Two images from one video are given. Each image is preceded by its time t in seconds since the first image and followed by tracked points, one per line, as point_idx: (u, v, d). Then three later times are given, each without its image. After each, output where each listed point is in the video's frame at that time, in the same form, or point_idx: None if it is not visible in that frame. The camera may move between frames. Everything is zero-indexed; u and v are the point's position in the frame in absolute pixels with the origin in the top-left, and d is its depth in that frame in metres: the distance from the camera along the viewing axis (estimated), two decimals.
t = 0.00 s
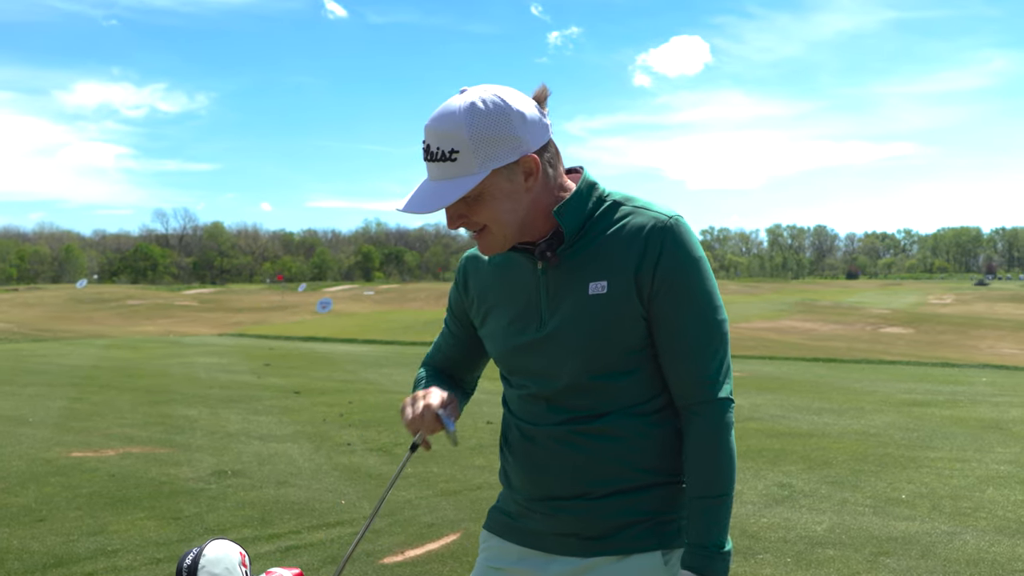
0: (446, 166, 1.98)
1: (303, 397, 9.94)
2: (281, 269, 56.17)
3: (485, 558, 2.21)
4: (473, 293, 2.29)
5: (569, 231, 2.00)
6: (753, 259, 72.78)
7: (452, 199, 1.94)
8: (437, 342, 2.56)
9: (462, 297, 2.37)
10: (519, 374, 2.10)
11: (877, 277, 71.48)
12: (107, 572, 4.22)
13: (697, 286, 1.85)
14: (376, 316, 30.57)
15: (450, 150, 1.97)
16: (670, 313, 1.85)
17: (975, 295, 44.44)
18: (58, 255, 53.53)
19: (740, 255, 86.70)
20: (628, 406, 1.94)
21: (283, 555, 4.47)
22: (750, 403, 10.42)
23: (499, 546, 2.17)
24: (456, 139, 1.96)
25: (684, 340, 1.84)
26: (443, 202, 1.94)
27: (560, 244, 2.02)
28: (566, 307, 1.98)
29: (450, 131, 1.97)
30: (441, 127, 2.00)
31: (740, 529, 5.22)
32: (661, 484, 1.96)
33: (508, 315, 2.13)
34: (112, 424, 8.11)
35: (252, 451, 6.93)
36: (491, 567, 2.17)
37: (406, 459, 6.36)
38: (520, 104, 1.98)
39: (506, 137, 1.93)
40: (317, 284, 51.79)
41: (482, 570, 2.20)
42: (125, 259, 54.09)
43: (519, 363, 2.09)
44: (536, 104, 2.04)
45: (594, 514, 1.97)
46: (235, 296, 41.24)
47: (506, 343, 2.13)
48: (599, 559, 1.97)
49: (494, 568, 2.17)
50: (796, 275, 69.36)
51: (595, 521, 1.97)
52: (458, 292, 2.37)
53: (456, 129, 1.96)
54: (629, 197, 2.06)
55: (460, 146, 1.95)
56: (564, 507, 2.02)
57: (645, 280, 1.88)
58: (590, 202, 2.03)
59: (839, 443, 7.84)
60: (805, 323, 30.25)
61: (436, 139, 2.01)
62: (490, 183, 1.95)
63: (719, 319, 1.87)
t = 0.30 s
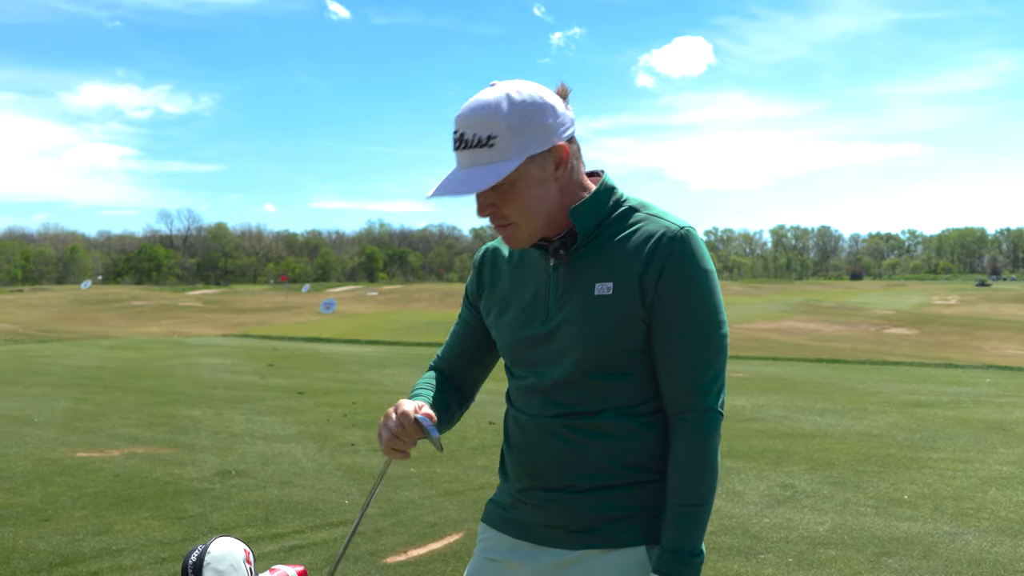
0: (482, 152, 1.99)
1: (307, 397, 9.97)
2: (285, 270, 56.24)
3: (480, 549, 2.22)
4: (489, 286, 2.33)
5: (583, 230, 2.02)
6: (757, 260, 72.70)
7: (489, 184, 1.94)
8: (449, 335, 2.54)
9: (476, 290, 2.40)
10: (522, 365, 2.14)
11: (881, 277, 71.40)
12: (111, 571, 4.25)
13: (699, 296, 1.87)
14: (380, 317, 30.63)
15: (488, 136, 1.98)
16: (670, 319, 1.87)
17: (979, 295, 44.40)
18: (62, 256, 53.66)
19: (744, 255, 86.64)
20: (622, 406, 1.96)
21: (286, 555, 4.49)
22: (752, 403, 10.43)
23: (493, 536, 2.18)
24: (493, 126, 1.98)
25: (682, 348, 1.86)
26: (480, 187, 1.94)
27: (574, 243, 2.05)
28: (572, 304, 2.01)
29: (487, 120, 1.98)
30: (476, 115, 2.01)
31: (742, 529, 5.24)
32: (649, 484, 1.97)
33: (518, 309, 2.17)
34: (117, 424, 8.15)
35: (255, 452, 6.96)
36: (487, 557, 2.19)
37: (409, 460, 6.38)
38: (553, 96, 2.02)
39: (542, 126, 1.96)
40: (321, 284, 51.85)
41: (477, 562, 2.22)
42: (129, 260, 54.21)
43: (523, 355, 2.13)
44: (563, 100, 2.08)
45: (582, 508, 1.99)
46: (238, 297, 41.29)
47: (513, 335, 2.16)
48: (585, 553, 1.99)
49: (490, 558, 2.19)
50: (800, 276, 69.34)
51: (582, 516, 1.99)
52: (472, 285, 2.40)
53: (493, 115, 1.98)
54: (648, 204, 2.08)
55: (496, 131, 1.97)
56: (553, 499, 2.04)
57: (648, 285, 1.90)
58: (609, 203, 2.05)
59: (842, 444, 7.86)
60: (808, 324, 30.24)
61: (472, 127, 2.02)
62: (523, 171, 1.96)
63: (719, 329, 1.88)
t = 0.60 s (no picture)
0: (556, 98, 2.01)
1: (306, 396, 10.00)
2: (284, 271, 56.27)
3: (464, 539, 2.22)
4: (494, 261, 2.31)
5: (600, 220, 2.07)
6: (756, 261, 72.78)
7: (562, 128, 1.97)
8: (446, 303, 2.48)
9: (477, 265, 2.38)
10: (518, 346, 2.13)
11: (881, 278, 71.51)
12: (109, 569, 4.27)
13: (703, 298, 1.92)
14: (379, 317, 30.68)
15: (565, 85, 2.02)
16: (676, 317, 1.91)
17: (978, 296, 44.45)
18: (61, 256, 53.69)
19: (743, 256, 86.77)
20: (619, 398, 1.99)
21: (285, 552, 4.52)
22: (751, 403, 10.46)
23: (478, 525, 2.19)
24: (572, 79, 2.02)
25: (685, 347, 1.90)
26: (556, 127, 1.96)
27: (587, 230, 2.09)
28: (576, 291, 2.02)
29: (568, 72, 2.03)
30: (555, 66, 2.05)
31: (738, 527, 5.26)
32: (638, 476, 2.00)
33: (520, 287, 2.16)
34: (116, 423, 8.17)
35: (254, 451, 6.97)
36: (474, 549, 2.18)
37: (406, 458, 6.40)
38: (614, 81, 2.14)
39: (611, 97, 2.05)
40: (320, 284, 51.91)
41: (463, 553, 2.20)
42: (128, 260, 54.23)
43: (522, 336, 2.12)
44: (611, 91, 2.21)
45: (569, 499, 2.01)
46: (238, 297, 41.32)
47: (512, 313, 2.16)
48: (570, 544, 2.01)
49: (476, 549, 2.18)
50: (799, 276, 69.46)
51: (569, 506, 2.01)
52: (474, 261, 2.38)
53: (575, 69, 2.03)
54: (660, 205, 2.12)
55: (577, 82, 2.01)
56: (539, 489, 2.05)
57: (657, 283, 1.93)
58: (624, 199, 2.09)
59: (839, 443, 7.89)
60: (807, 325, 30.29)
61: (549, 74, 2.04)
62: (589, 130, 2.03)
63: (718, 334, 1.94)
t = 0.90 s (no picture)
0: (597, 84, 2.00)
1: (300, 396, 10.01)
2: (280, 271, 56.25)
3: (451, 538, 2.21)
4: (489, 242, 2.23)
5: (612, 219, 2.07)
6: (752, 261, 72.94)
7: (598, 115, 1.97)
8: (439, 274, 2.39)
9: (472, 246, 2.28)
10: (514, 333, 2.09)
11: (876, 278, 71.71)
12: (103, 569, 4.28)
13: (708, 308, 1.99)
14: (376, 317, 30.70)
15: (606, 73, 2.01)
16: (681, 324, 1.96)
17: (973, 296, 44.55)
18: (56, 256, 53.63)
19: (739, 256, 87.06)
20: (616, 395, 2.02)
21: (279, 551, 4.53)
22: (745, 403, 10.49)
23: (463, 524, 2.17)
24: (613, 70, 2.02)
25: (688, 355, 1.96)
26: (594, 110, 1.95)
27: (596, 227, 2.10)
28: (582, 286, 2.01)
29: (610, 61, 2.02)
30: (599, 53, 2.04)
31: (731, 527, 5.28)
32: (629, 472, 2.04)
33: (518, 273, 2.11)
34: (110, 423, 8.17)
35: (248, 451, 6.98)
36: (458, 548, 2.17)
37: (400, 458, 6.41)
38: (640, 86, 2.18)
39: (641, 100, 2.08)
40: (316, 284, 51.92)
41: (448, 551, 2.21)
42: (124, 260, 54.15)
43: (518, 323, 2.08)
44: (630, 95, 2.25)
45: (559, 495, 2.03)
46: (233, 298, 41.28)
47: (504, 297, 2.12)
48: (559, 539, 2.03)
49: (461, 548, 2.17)
50: (795, 277, 69.64)
51: (559, 502, 2.03)
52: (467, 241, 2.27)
53: (619, 61, 2.03)
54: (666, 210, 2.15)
55: (618, 75, 2.02)
56: (527, 484, 2.05)
57: (665, 288, 1.98)
58: (634, 202, 2.10)
59: (832, 442, 7.92)
60: (803, 325, 30.36)
61: (591, 59, 2.03)
62: (617, 123, 2.04)
63: (717, 344, 2.02)
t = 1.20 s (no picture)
0: (611, 100, 1.97)
1: (294, 397, 10.01)
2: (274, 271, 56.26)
3: (446, 545, 2.17)
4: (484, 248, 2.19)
5: (609, 221, 2.07)
6: (746, 262, 73.18)
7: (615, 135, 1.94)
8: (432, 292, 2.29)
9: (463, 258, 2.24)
10: (509, 334, 2.06)
11: (869, 279, 72.03)
12: (96, 571, 4.28)
13: (699, 308, 1.98)
14: (370, 318, 30.74)
15: (620, 89, 1.98)
16: (674, 320, 1.95)
17: (966, 296, 44.77)
18: (50, 257, 53.59)
19: (732, 256, 87.37)
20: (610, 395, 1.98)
21: (271, 553, 4.54)
22: (738, 403, 10.54)
23: (460, 529, 2.14)
24: (627, 85, 1.99)
25: (682, 353, 1.93)
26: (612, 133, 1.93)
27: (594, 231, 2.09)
28: (580, 284, 2.00)
29: (623, 75, 1.98)
30: (613, 67, 1.99)
31: (723, 527, 5.30)
32: (634, 473, 2.06)
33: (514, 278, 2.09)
34: (104, 425, 8.16)
35: (242, 452, 6.99)
36: (454, 553, 2.13)
37: (394, 459, 6.43)
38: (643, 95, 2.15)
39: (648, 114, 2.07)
40: (310, 285, 51.96)
41: (444, 557, 2.16)
42: (117, 261, 54.10)
43: (514, 323, 2.05)
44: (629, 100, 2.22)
45: (560, 497, 2.01)
46: (228, 298, 41.25)
47: (502, 299, 2.09)
48: (558, 543, 2.00)
49: (457, 554, 2.13)
50: (788, 277, 69.94)
51: (559, 504, 2.01)
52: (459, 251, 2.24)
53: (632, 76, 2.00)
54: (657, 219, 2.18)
55: (631, 90, 1.99)
56: (527, 488, 2.02)
57: (658, 284, 1.97)
58: (626, 209, 2.11)
59: (824, 443, 7.96)
60: (796, 325, 30.47)
61: (606, 73, 1.98)
62: (627, 139, 2.03)
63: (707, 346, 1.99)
